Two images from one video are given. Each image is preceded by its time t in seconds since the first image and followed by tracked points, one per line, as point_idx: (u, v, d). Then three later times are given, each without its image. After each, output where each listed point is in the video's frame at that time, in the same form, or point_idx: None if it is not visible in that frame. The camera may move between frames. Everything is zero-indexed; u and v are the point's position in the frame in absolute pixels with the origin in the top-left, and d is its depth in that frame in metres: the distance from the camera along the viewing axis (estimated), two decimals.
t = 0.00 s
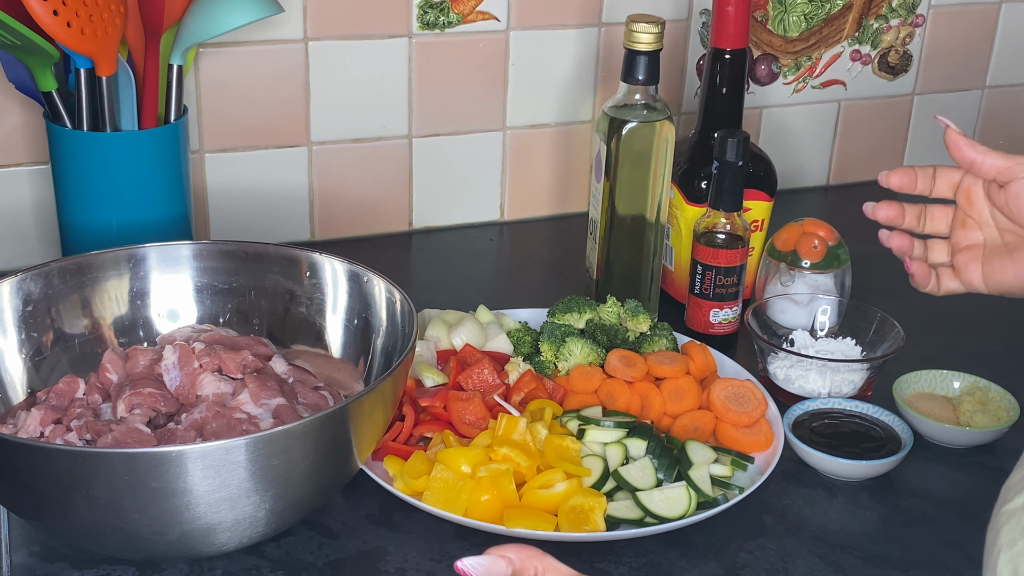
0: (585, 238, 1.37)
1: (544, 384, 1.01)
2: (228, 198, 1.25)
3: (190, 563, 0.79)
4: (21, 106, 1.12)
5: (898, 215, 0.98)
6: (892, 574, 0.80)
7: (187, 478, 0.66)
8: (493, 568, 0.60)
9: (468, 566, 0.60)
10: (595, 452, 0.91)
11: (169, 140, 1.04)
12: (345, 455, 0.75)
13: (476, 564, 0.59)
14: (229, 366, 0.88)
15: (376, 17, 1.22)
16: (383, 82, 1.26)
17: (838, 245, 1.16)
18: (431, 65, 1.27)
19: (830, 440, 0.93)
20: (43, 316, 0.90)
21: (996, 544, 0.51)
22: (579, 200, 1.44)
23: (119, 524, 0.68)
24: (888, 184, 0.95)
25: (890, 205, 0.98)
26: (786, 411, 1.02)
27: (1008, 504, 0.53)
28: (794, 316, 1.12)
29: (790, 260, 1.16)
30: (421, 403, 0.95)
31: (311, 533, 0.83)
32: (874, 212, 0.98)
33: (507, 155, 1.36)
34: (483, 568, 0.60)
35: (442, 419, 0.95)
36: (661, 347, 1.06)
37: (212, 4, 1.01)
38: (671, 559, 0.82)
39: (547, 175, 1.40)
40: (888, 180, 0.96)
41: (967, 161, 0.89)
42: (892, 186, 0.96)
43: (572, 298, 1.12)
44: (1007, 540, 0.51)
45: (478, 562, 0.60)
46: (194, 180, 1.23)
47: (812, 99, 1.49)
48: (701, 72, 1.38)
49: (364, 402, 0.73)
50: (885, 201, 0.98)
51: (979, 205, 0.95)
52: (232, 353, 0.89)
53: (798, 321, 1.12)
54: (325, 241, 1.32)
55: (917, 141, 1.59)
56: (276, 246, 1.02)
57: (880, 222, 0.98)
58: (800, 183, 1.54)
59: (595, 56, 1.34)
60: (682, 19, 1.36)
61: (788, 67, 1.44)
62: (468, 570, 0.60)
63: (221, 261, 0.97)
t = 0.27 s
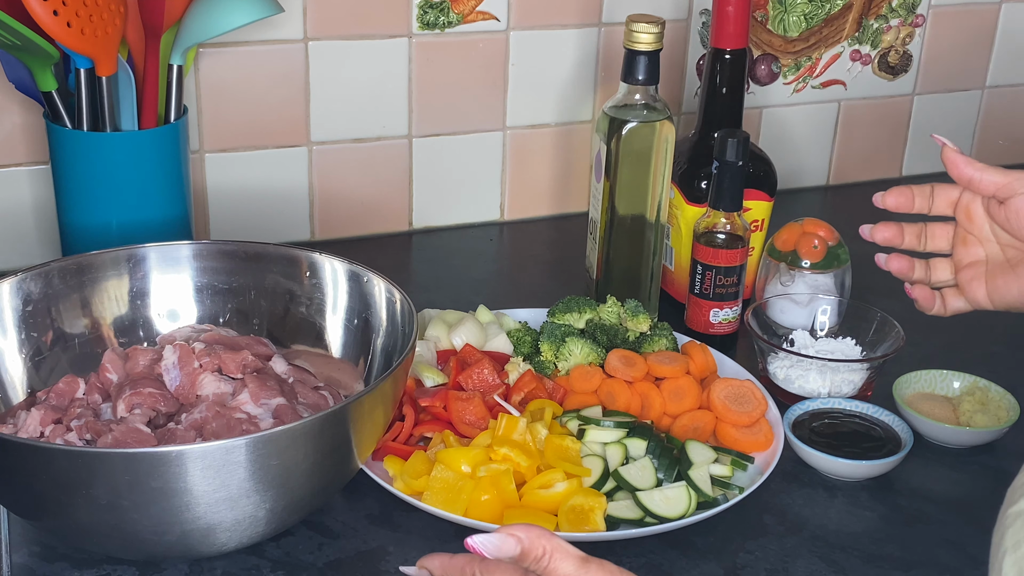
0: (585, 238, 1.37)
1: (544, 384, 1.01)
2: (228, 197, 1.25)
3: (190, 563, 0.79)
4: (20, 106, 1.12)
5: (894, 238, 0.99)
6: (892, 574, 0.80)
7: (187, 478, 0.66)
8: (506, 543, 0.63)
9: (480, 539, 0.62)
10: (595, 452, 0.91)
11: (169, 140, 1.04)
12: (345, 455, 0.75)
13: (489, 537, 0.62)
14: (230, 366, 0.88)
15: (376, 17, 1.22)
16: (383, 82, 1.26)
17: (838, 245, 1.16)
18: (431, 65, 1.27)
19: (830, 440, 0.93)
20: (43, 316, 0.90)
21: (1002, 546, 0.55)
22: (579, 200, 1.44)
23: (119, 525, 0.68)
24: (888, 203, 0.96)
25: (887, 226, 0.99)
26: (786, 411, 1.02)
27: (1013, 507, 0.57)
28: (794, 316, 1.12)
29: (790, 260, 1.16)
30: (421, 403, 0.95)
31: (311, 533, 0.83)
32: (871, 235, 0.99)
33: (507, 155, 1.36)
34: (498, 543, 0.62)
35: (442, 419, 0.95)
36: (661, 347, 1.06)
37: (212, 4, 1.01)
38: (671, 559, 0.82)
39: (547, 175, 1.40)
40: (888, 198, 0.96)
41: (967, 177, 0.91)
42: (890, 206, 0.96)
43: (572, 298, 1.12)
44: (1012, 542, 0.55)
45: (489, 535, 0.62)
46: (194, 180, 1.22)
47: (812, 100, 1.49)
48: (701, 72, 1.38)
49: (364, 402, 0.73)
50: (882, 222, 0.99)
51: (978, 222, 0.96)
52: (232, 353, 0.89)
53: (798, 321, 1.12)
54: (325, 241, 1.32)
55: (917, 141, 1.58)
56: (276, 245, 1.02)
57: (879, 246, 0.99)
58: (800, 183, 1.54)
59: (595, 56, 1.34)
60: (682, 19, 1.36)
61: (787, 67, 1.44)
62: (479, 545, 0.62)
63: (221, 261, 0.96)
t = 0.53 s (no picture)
0: (585, 238, 1.37)
1: (544, 384, 1.01)
2: (228, 198, 1.25)
3: (190, 563, 0.79)
4: (21, 106, 1.12)
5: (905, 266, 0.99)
6: (892, 574, 0.80)
7: (187, 478, 0.66)
8: (604, 472, 0.58)
9: (587, 457, 0.58)
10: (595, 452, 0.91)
11: (169, 140, 1.04)
12: (344, 455, 0.74)
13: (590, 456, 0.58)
14: (230, 366, 0.88)
15: (377, 17, 1.22)
16: (383, 82, 1.26)
17: (838, 245, 1.16)
18: (431, 65, 1.27)
19: (830, 440, 0.93)
20: (43, 316, 0.90)
21: (1005, 551, 0.57)
22: (579, 200, 1.44)
23: (119, 525, 0.68)
24: (891, 238, 0.93)
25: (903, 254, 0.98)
26: (786, 411, 1.02)
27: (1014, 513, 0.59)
28: (794, 316, 1.12)
29: (790, 260, 1.16)
30: (421, 403, 0.95)
31: (311, 533, 0.83)
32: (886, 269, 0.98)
33: (507, 156, 1.36)
34: (599, 470, 0.58)
35: (442, 419, 0.95)
36: (661, 347, 1.06)
37: (212, 4, 1.01)
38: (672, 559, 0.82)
39: (547, 175, 1.40)
40: (894, 221, 0.94)
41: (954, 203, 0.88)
42: (893, 244, 0.94)
43: (572, 298, 1.12)
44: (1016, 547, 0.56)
45: (596, 458, 0.58)
46: (194, 180, 1.23)
47: (812, 100, 1.49)
48: (701, 72, 1.38)
49: (364, 401, 0.73)
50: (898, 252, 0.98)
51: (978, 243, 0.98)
52: (232, 353, 0.89)
53: (798, 321, 1.12)
54: (325, 241, 1.32)
55: (917, 141, 1.58)
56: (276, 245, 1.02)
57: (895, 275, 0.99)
58: (800, 183, 1.54)
59: (595, 56, 1.34)
60: (682, 19, 1.36)
61: (787, 67, 1.44)
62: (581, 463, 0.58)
63: (221, 261, 0.96)
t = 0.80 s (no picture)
0: (585, 238, 1.37)
1: (544, 384, 1.01)
2: (228, 198, 1.25)
3: (190, 563, 0.79)
4: (21, 106, 1.12)
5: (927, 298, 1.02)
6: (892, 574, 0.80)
7: (187, 478, 0.66)
8: (750, 416, 0.58)
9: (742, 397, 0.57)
10: (595, 452, 0.91)
11: (169, 140, 1.04)
12: (344, 455, 0.74)
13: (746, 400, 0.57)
14: (230, 366, 0.88)
15: (377, 17, 1.22)
16: (383, 82, 1.26)
17: (838, 245, 1.16)
18: (431, 65, 1.27)
19: (830, 440, 0.93)
20: (43, 316, 0.90)
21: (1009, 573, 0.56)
22: (579, 200, 1.44)
23: (119, 525, 0.68)
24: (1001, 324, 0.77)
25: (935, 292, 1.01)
26: (786, 411, 1.02)
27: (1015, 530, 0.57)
28: (794, 316, 1.12)
29: (790, 260, 1.16)
30: (421, 403, 0.95)
31: (311, 532, 0.83)
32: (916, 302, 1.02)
33: (507, 156, 1.36)
34: (747, 415, 0.58)
35: (442, 419, 0.95)
36: (661, 347, 1.06)
37: (212, 5, 1.01)
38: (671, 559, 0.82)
39: (548, 175, 1.40)
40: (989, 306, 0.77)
41: (986, 276, 0.72)
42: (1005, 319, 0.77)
43: (572, 298, 1.12)
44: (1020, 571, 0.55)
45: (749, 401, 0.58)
46: (194, 180, 1.23)
47: (812, 100, 1.49)
48: (701, 72, 1.38)
49: (364, 402, 0.73)
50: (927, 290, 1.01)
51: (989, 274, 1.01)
52: (232, 353, 0.89)
53: (798, 321, 1.12)
54: (325, 241, 1.32)
55: (917, 141, 1.58)
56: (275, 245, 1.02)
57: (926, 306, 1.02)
58: (800, 183, 1.54)
59: (596, 56, 1.34)
60: (682, 19, 1.36)
61: (787, 67, 1.44)
62: (734, 401, 0.57)
63: (221, 261, 0.97)
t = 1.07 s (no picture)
0: (585, 238, 1.37)
1: (544, 384, 1.01)
2: (228, 198, 1.25)
3: (190, 563, 0.79)
4: (21, 106, 1.12)
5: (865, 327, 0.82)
6: (892, 574, 0.80)
7: (187, 478, 0.66)
8: (676, 547, 0.64)
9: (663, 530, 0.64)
10: (595, 452, 0.91)
11: (169, 140, 1.04)
12: (344, 455, 0.74)
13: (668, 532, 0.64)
14: (230, 366, 0.88)
15: (376, 17, 1.22)
16: (383, 82, 1.26)
17: (838, 245, 1.16)
18: (431, 65, 1.27)
19: (830, 440, 0.93)
20: (43, 316, 0.90)
21: None
22: (579, 200, 1.44)
23: (119, 525, 0.68)
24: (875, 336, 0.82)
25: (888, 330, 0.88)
26: (786, 411, 1.02)
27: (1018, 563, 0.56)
28: (795, 316, 1.12)
29: (790, 260, 1.16)
30: (421, 403, 0.95)
31: (311, 532, 0.83)
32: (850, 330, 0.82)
33: (507, 156, 1.36)
34: (674, 547, 0.64)
35: (442, 419, 0.95)
36: (661, 347, 1.06)
37: (212, 5, 1.01)
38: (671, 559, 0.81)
39: (548, 175, 1.40)
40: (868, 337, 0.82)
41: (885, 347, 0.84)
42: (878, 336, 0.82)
43: (572, 298, 1.12)
44: None
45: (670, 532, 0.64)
46: (194, 180, 1.23)
47: (812, 100, 1.49)
48: (701, 72, 1.38)
49: (363, 401, 0.73)
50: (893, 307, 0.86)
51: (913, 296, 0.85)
52: (232, 353, 0.89)
53: (798, 321, 1.12)
54: (325, 241, 1.32)
55: (917, 141, 1.58)
56: (276, 245, 1.02)
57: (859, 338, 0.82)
58: (800, 183, 1.54)
59: (596, 56, 1.34)
60: (682, 19, 1.36)
61: (787, 67, 1.44)
62: (658, 534, 0.64)
63: (221, 261, 0.97)
